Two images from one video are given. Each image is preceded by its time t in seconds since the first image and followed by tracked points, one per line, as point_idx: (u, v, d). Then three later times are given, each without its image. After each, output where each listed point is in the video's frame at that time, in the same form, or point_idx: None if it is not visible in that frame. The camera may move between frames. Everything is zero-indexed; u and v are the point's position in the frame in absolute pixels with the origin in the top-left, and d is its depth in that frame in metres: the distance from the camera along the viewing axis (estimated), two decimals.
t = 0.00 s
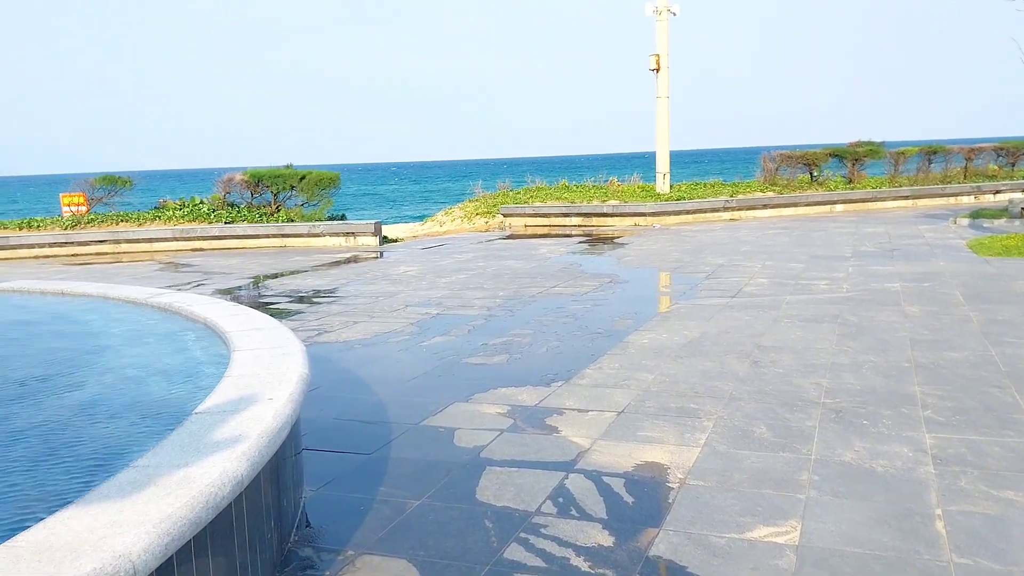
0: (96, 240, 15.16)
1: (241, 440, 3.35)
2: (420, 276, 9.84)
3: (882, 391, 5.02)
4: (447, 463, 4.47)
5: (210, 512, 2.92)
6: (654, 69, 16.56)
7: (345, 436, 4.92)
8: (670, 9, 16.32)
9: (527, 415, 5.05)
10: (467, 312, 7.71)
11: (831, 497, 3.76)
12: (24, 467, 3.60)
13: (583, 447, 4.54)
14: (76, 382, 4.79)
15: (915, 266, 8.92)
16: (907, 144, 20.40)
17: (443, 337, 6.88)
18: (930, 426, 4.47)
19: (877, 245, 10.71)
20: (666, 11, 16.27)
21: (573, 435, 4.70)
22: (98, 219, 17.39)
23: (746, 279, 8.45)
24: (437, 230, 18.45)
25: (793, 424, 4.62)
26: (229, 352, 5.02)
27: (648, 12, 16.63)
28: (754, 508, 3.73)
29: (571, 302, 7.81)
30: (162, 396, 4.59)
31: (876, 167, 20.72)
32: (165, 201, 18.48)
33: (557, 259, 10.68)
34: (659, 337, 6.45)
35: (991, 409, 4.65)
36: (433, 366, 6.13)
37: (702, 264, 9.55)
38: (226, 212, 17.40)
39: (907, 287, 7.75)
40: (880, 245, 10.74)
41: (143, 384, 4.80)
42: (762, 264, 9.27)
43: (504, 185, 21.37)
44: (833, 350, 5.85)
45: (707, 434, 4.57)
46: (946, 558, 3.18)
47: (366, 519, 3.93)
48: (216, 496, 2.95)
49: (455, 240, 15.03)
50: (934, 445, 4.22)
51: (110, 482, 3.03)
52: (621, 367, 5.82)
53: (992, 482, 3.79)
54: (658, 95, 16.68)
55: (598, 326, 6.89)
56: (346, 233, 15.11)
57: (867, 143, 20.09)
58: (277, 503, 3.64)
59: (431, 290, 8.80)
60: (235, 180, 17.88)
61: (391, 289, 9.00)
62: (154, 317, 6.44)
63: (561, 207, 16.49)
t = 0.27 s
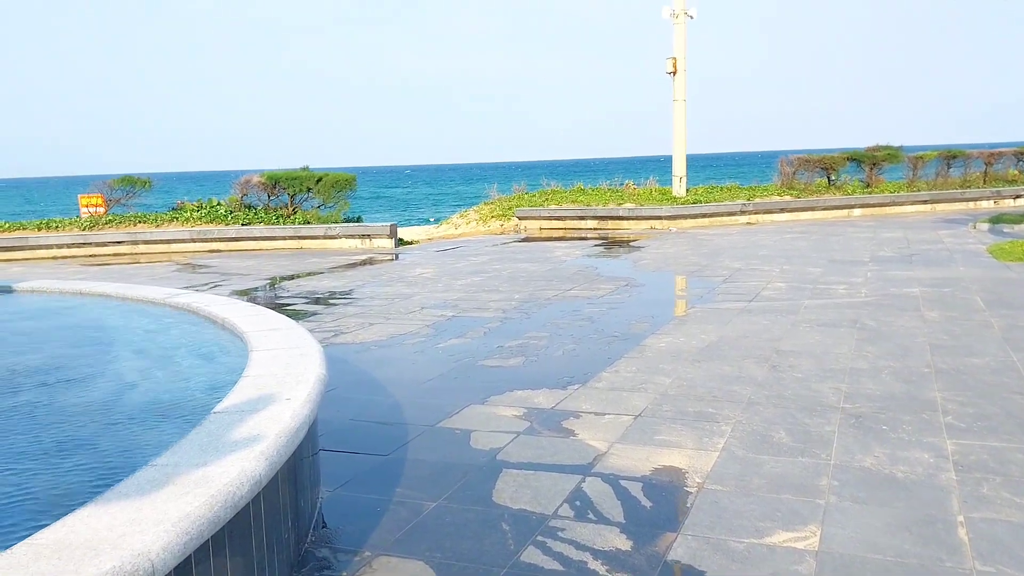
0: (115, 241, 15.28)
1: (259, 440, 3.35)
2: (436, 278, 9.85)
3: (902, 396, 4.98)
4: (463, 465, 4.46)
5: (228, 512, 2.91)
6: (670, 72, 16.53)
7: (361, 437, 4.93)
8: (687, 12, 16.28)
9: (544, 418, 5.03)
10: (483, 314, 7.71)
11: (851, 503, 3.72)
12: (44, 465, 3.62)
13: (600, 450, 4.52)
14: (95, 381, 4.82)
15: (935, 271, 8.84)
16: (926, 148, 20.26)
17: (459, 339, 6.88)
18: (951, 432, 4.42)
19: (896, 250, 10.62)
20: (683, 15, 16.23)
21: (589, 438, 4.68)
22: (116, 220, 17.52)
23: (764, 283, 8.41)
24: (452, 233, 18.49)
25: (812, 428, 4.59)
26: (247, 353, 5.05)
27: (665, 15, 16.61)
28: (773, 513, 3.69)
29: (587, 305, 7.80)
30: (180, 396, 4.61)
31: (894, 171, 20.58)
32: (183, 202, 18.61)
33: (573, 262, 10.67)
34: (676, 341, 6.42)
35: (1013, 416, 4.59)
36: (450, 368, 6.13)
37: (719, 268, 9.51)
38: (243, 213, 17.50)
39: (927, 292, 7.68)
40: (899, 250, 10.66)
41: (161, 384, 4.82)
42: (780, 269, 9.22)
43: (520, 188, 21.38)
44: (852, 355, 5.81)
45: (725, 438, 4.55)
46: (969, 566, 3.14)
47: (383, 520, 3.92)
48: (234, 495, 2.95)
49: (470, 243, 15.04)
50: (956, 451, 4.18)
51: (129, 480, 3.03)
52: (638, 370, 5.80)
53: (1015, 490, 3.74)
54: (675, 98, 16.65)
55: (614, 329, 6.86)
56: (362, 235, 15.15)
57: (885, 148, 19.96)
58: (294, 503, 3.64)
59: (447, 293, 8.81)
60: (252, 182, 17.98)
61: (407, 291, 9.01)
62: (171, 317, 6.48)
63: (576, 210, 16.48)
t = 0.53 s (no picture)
0: (123, 244, 15.32)
1: (270, 445, 3.33)
2: (445, 283, 9.85)
3: (914, 404, 4.94)
4: (473, 471, 4.45)
5: (240, 517, 2.90)
6: (679, 77, 16.52)
7: (371, 442, 4.92)
8: (696, 18, 16.27)
9: (553, 424, 5.02)
10: (491, 319, 7.70)
11: (864, 511, 3.70)
12: (56, 470, 3.61)
13: (610, 456, 4.50)
14: (105, 386, 4.81)
15: (946, 278, 8.79)
16: (935, 154, 20.19)
17: (468, 344, 6.87)
18: (963, 440, 4.39)
19: (906, 256, 10.58)
20: (692, 20, 16.23)
21: (600, 445, 4.67)
22: (125, 223, 17.58)
23: (773, 289, 8.38)
24: (460, 237, 18.49)
25: (824, 436, 4.56)
26: (257, 358, 5.06)
27: (673, 21, 16.60)
28: (785, 521, 3.67)
29: (596, 310, 7.78)
30: (191, 400, 4.61)
31: (904, 177, 20.51)
32: (192, 207, 18.66)
33: (581, 268, 10.66)
34: (686, 347, 6.40)
35: None
36: (459, 373, 6.12)
37: (728, 273, 9.49)
38: (251, 218, 17.54)
39: (938, 299, 7.64)
40: (909, 256, 10.62)
41: (171, 388, 4.82)
42: (789, 275, 9.19)
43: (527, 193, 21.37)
44: (864, 362, 5.78)
45: (736, 445, 4.53)
46: None
47: (393, 526, 3.91)
48: (246, 501, 2.93)
49: (478, 247, 15.04)
50: (969, 459, 4.14)
51: (140, 485, 3.02)
52: (648, 376, 5.78)
53: None
54: (683, 103, 16.64)
55: (623, 335, 6.85)
56: (370, 240, 15.16)
57: (895, 153, 19.89)
58: (305, 509, 3.63)
59: (455, 297, 8.80)
60: (261, 186, 18.03)
61: (415, 295, 9.00)
62: (180, 321, 6.50)
63: (584, 215, 16.47)
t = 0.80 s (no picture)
0: (123, 248, 15.30)
1: (272, 452, 3.31)
2: (445, 288, 9.83)
3: (917, 411, 4.93)
4: (475, 478, 4.43)
5: (242, 525, 2.87)
6: (679, 83, 16.54)
7: (372, 448, 4.90)
8: (696, 23, 16.30)
9: (555, 431, 5.00)
10: (492, 325, 7.69)
11: (867, 519, 3.68)
12: (54, 476, 3.56)
13: (612, 464, 4.49)
14: (105, 393, 4.79)
15: (946, 284, 8.79)
16: (935, 160, 20.21)
17: (469, 349, 6.86)
18: (966, 448, 4.37)
19: (906, 263, 10.58)
20: (692, 26, 16.26)
21: (602, 451, 4.65)
22: (125, 227, 17.56)
23: (774, 295, 8.38)
24: (460, 242, 18.48)
25: (826, 443, 4.55)
26: (258, 364, 5.04)
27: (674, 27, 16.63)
28: (788, 529, 3.66)
29: (597, 316, 7.77)
30: (191, 408, 4.57)
31: (903, 183, 20.55)
32: (192, 211, 18.65)
33: (582, 273, 10.65)
34: (687, 353, 6.39)
35: None
36: (459, 378, 6.10)
37: (728, 279, 9.48)
38: (251, 222, 17.52)
39: (939, 306, 7.64)
40: (909, 262, 10.62)
41: (171, 395, 4.79)
42: (790, 281, 9.18)
43: (527, 197, 21.38)
44: (866, 369, 5.77)
45: (739, 452, 4.51)
46: None
47: (394, 533, 3.89)
48: (248, 509, 2.90)
49: (478, 252, 15.04)
50: (972, 468, 4.13)
51: (141, 493, 3.00)
52: (649, 383, 5.76)
53: None
54: (683, 109, 16.66)
55: (625, 341, 6.83)
56: (370, 244, 15.14)
57: (895, 160, 19.93)
58: (306, 516, 3.61)
59: (456, 303, 8.79)
60: (261, 190, 18.02)
61: (415, 300, 8.99)
62: (181, 326, 6.48)
63: (584, 221, 16.47)
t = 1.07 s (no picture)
0: (117, 252, 15.23)
1: (270, 459, 3.29)
2: (441, 293, 9.82)
3: (914, 418, 4.94)
4: (472, 484, 4.41)
5: (241, 532, 2.85)
6: (675, 89, 16.58)
7: (369, 454, 4.88)
8: (691, 30, 16.35)
9: (552, 437, 4.99)
10: (489, 330, 7.68)
11: (866, 527, 3.68)
12: (51, 483, 3.54)
13: (610, 470, 4.48)
14: (102, 398, 4.76)
15: (942, 290, 8.83)
16: (929, 167, 20.31)
17: (466, 355, 6.84)
18: (963, 455, 4.38)
19: (901, 269, 10.62)
20: (688, 32, 16.30)
21: (599, 458, 4.64)
22: (119, 232, 17.49)
23: (770, 301, 8.39)
24: (456, 247, 18.47)
25: (824, 450, 4.55)
26: (255, 370, 5.03)
27: (669, 33, 16.67)
28: (787, 537, 3.65)
29: (593, 322, 7.77)
30: (189, 413, 4.55)
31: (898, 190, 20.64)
32: (187, 215, 18.58)
33: (578, 278, 10.65)
34: (684, 359, 6.39)
35: None
36: (456, 384, 6.08)
37: (724, 285, 9.50)
38: (246, 226, 17.47)
39: (935, 312, 7.66)
40: (904, 268, 10.66)
41: (169, 401, 4.76)
42: (786, 287, 9.20)
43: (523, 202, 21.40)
44: (862, 376, 5.78)
45: (737, 459, 4.51)
46: None
47: (391, 541, 3.86)
48: (246, 516, 2.88)
49: (474, 257, 15.03)
50: (970, 475, 4.14)
51: (139, 500, 2.97)
52: (646, 389, 5.76)
53: None
54: (678, 115, 16.69)
55: (621, 347, 6.83)
56: (366, 249, 15.12)
57: (889, 166, 20.01)
58: (303, 523, 3.58)
59: (452, 308, 8.77)
60: (256, 195, 17.97)
61: (411, 306, 8.98)
62: (177, 332, 6.45)
63: (580, 226, 16.48)
